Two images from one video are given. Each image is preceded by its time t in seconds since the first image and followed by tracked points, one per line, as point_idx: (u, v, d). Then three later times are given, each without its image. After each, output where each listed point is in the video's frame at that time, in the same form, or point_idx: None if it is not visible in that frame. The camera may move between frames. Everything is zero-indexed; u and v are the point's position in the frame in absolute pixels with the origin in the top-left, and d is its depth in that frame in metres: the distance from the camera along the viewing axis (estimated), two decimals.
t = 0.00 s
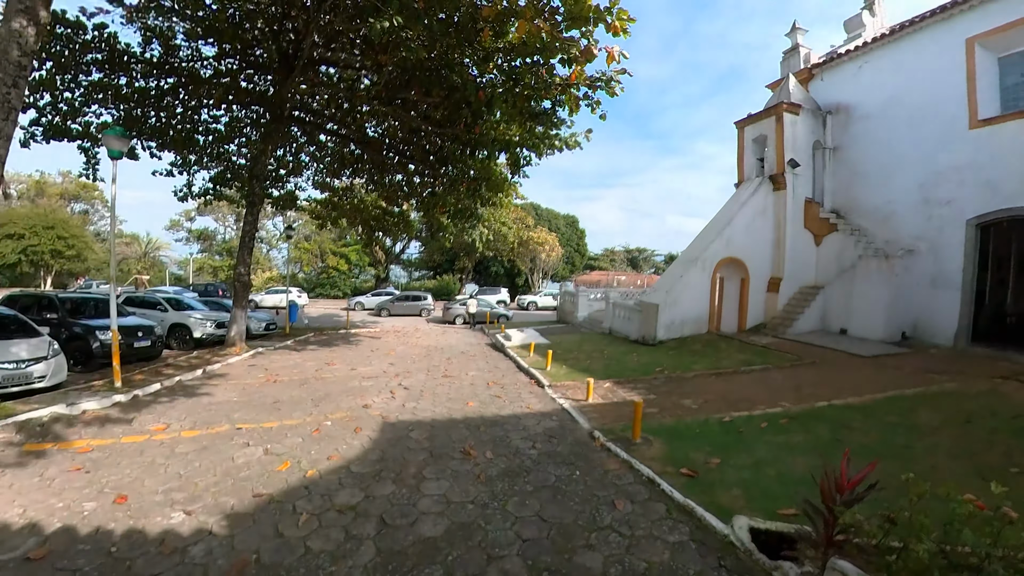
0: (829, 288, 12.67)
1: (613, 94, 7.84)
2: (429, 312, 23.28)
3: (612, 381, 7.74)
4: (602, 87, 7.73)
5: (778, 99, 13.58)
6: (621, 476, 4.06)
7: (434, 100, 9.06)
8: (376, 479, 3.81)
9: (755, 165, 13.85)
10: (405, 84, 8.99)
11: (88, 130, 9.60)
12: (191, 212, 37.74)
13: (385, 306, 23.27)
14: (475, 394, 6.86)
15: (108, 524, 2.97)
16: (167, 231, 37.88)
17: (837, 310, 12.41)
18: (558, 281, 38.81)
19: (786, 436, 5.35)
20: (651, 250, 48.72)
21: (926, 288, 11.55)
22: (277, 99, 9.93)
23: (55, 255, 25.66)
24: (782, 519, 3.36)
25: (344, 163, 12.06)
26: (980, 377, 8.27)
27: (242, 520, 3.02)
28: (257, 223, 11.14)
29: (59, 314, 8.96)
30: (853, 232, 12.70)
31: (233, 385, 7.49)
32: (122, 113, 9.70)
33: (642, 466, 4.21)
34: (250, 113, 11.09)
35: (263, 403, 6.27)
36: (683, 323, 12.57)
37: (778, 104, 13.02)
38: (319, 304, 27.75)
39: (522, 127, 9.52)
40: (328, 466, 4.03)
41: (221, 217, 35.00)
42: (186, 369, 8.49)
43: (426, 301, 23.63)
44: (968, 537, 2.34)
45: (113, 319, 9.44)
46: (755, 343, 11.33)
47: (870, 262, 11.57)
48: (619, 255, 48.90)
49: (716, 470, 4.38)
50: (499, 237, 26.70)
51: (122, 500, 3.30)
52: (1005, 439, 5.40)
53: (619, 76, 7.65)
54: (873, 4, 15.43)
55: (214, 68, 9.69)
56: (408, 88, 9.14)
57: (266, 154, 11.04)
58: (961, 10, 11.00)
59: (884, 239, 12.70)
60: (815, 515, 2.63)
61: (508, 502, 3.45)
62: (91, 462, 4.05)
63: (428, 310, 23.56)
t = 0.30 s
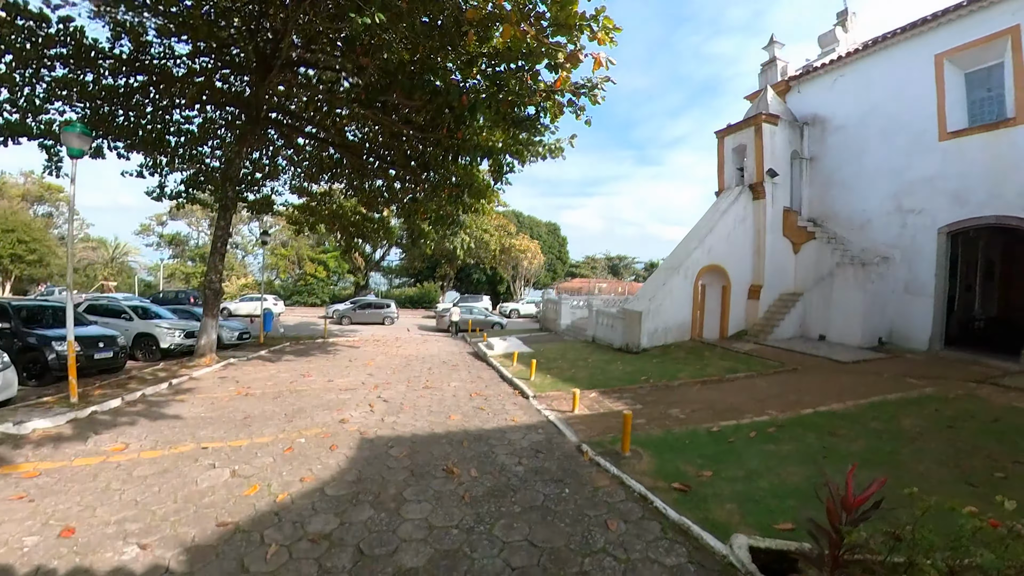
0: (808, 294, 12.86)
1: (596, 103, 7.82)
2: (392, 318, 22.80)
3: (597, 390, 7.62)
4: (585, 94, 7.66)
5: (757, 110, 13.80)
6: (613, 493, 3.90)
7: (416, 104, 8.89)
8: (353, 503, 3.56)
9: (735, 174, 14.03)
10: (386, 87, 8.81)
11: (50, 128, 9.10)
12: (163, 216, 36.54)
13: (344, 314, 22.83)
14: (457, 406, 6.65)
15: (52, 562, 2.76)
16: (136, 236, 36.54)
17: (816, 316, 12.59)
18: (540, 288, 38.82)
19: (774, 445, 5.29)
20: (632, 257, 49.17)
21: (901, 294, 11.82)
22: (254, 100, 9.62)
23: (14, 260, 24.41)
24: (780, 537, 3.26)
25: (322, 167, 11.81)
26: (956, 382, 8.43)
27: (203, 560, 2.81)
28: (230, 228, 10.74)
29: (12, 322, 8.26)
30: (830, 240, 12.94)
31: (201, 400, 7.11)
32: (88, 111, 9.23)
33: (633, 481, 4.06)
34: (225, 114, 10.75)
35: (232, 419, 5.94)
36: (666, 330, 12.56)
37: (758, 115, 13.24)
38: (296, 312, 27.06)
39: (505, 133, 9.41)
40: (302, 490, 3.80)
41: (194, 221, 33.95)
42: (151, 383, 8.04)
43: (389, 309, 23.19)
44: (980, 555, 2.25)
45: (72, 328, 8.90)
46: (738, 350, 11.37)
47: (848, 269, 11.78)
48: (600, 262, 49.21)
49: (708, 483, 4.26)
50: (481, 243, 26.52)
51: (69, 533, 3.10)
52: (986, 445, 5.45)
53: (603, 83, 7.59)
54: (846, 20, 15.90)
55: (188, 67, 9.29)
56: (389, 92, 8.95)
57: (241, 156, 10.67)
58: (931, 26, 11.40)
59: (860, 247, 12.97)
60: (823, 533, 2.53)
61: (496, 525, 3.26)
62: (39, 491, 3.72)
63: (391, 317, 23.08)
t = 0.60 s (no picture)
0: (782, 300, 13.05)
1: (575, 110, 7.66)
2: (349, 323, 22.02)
3: (578, 399, 7.46)
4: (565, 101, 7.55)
5: (731, 120, 14.03)
6: (598, 507, 3.73)
7: (392, 105, 8.67)
8: (319, 526, 3.30)
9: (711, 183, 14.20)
10: (362, 88, 8.59)
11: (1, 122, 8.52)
12: (127, 219, 35.08)
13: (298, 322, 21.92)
14: (433, 418, 6.39)
15: None
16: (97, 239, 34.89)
17: (790, 322, 12.78)
18: (518, 295, 38.73)
19: (758, 453, 5.22)
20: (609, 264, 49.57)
21: (871, 300, 12.13)
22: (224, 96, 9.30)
23: None
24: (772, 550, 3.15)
25: (295, 170, 11.47)
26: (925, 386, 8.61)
27: None
28: (195, 231, 10.25)
29: None
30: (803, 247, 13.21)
31: (158, 414, 6.66)
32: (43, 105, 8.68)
33: (618, 494, 3.90)
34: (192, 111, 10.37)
35: (191, 435, 5.55)
36: (646, 337, 12.54)
37: (733, 125, 13.47)
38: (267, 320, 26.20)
39: (484, 138, 9.27)
40: (264, 514, 3.51)
41: (160, 225, 32.67)
42: (105, 396, 7.53)
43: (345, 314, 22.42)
44: (980, 565, 2.18)
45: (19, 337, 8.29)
46: (716, 356, 11.40)
47: (821, 276, 11.99)
48: (578, 269, 49.45)
49: (694, 494, 4.14)
50: (460, 250, 26.24)
51: None
52: (961, 450, 5.52)
53: (583, 92, 7.49)
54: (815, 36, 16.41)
55: (154, 62, 8.86)
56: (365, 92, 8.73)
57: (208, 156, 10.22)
58: (896, 43, 11.87)
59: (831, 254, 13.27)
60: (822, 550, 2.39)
61: (475, 547, 3.06)
62: None
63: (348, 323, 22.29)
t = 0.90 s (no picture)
0: (758, 305, 13.20)
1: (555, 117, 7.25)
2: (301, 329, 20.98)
3: (558, 407, 7.28)
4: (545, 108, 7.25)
5: (709, 128, 14.20)
6: (581, 524, 3.55)
7: (366, 103, 8.38)
8: (279, 553, 3.03)
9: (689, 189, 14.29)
10: (337, 86, 8.31)
11: None
12: (87, 220, 33.49)
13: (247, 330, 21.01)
14: (407, 429, 6.11)
15: None
16: (54, 239, 33.13)
17: (766, 326, 12.91)
18: (496, 301, 38.50)
19: (741, 462, 5.14)
20: (588, 271, 49.85)
21: (845, 304, 12.44)
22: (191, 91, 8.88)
23: None
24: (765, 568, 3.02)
25: (266, 171, 11.06)
26: (897, 391, 8.76)
27: None
28: (155, 232, 9.73)
29: None
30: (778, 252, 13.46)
31: (109, 428, 6.19)
32: None
33: (602, 509, 3.73)
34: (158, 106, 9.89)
35: (143, 451, 5.14)
36: (625, 342, 12.46)
37: (710, 132, 13.63)
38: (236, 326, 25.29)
39: (462, 140, 9.07)
40: (217, 540, 3.20)
41: (123, 227, 31.29)
42: (50, 408, 6.98)
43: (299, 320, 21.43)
44: None
45: None
46: (695, 361, 11.40)
47: (796, 281, 12.19)
48: (556, 275, 49.56)
49: (680, 507, 4.01)
50: (438, 255, 25.87)
51: None
52: (936, 458, 5.57)
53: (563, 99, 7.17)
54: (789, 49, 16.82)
55: (118, 52, 8.40)
56: (338, 90, 8.42)
57: (172, 154, 9.72)
58: (866, 57, 12.30)
59: (805, 259, 13.55)
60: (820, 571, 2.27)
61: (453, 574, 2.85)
62: None
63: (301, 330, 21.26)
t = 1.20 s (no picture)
0: (733, 310, 13.40)
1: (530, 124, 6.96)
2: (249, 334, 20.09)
3: (537, 417, 7.14)
4: (522, 114, 7.04)
5: (685, 137, 14.41)
6: (560, 543, 3.41)
7: (338, 102, 8.10)
8: None
9: (666, 196, 14.41)
10: (310, 84, 8.02)
11: None
12: (43, 220, 31.80)
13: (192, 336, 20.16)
14: (379, 442, 5.86)
15: None
16: (6, 239, 31.30)
17: (740, 332, 13.10)
18: (474, 307, 38.26)
19: (720, 472, 5.11)
20: (565, 277, 50.04)
21: (816, 308, 12.88)
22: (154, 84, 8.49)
23: None
24: None
25: (235, 171, 10.66)
26: (867, 397, 8.96)
27: None
28: (112, 232, 9.23)
29: None
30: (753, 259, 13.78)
31: (52, 445, 5.73)
32: None
33: (582, 527, 3.60)
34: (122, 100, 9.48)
35: (89, 472, 4.75)
36: (603, 349, 12.41)
37: (686, 141, 13.85)
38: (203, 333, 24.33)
39: (439, 144, 8.92)
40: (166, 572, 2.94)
41: (81, 227, 29.78)
42: None
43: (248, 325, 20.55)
44: None
45: None
46: (672, 367, 11.43)
47: (770, 287, 12.44)
48: (534, 281, 49.54)
49: (661, 521, 3.93)
50: (415, 260, 25.45)
51: None
52: (905, 468, 5.67)
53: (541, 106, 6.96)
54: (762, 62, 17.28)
55: (78, 42, 7.94)
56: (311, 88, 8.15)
57: (132, 151, 9.23)
58: (836, 71, 12.82)
59: (779, 265, 13.89)
60: None
61: None
62: None
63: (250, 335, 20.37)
